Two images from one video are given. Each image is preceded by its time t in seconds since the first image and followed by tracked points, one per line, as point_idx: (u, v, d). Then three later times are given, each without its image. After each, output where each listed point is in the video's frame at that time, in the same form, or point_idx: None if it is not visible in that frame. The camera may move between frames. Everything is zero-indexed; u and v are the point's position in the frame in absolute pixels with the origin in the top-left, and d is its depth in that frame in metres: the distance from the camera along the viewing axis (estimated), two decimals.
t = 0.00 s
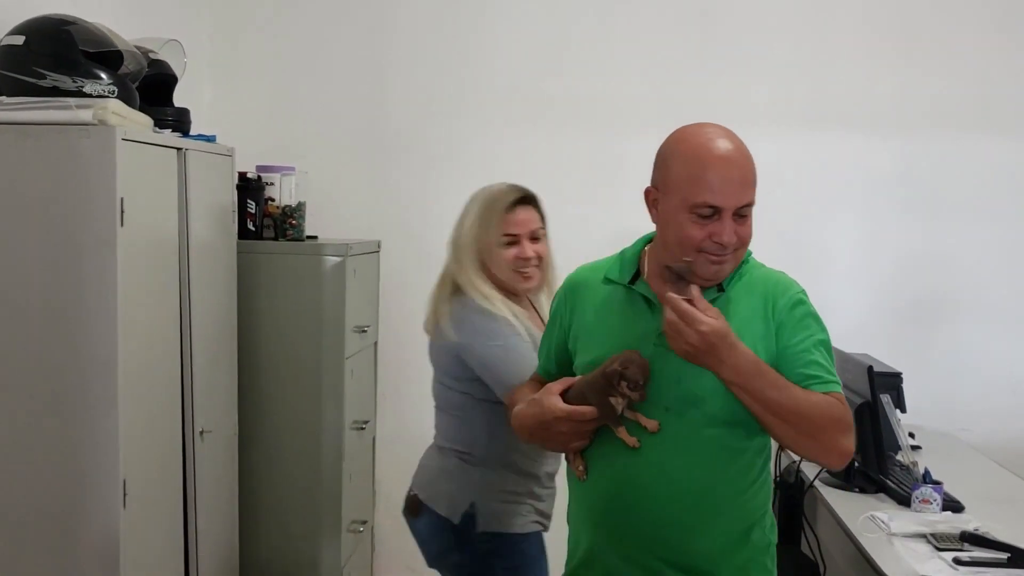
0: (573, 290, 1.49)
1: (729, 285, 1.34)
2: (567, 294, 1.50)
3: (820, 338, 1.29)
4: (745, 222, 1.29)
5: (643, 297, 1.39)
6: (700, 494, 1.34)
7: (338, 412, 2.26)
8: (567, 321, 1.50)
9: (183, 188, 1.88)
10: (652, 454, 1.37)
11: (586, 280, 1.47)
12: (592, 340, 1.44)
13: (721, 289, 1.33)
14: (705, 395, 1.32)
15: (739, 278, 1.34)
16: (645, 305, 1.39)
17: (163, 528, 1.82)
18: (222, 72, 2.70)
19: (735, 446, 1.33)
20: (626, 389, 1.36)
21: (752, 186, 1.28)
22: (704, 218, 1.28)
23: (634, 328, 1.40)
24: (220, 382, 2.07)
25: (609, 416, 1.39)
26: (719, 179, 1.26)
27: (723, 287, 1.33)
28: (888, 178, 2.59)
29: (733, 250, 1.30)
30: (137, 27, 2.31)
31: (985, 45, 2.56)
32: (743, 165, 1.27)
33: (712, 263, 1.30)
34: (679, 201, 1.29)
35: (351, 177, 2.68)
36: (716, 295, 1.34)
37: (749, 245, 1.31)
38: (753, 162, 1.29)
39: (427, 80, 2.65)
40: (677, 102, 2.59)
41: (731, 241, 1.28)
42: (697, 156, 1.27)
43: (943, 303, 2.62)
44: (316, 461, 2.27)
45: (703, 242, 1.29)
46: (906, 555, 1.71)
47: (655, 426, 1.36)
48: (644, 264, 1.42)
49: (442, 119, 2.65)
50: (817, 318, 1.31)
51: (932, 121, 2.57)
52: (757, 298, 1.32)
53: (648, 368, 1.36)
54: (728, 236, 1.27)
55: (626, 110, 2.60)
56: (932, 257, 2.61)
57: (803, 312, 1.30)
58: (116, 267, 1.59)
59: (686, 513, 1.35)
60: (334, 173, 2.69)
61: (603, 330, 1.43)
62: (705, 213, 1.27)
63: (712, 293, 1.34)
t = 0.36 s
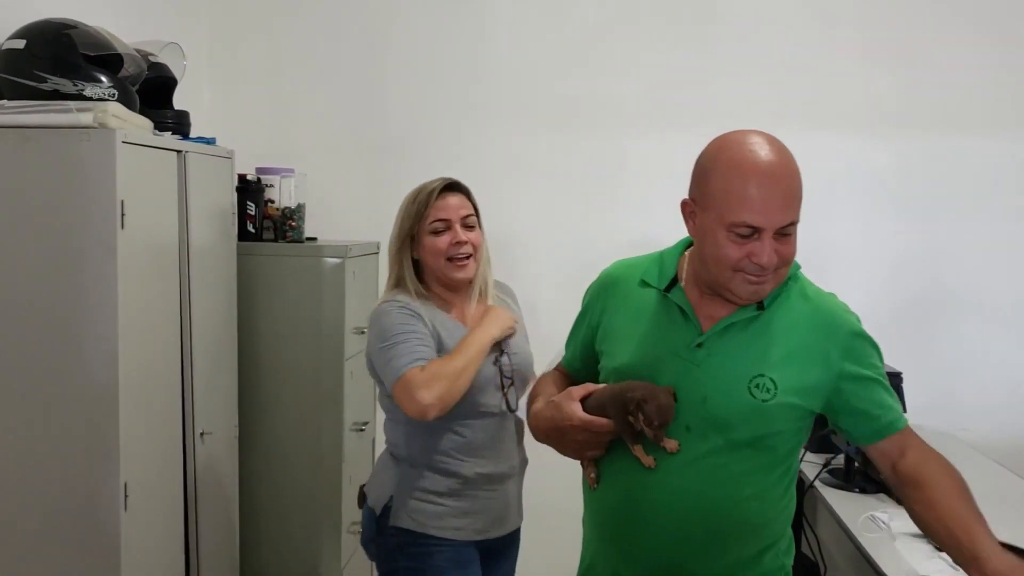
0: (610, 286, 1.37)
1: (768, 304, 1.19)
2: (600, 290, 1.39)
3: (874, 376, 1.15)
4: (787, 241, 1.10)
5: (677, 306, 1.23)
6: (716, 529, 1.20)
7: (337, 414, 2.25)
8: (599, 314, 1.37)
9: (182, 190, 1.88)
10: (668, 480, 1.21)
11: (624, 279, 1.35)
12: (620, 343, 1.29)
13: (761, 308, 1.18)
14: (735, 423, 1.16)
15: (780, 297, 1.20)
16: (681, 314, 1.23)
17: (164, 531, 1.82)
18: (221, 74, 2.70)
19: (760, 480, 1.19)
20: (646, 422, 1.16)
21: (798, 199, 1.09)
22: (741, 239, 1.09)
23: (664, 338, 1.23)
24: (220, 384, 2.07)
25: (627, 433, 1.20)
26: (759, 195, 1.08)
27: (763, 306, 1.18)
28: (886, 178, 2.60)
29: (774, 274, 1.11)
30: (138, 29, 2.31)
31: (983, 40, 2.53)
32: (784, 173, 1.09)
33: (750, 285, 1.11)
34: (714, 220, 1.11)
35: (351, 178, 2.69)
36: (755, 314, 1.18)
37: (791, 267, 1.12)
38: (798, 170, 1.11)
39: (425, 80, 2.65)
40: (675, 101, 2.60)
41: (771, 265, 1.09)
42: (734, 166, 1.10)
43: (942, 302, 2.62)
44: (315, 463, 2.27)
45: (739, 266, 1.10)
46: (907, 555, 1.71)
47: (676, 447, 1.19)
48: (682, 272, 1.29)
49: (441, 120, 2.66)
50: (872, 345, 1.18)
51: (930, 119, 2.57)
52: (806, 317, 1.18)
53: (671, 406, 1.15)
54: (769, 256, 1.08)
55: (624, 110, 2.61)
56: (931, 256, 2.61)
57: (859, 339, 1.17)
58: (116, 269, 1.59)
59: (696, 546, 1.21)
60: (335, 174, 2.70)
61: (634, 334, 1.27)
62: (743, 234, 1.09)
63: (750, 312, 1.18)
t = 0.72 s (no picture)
0: (648, 297, 1.41)
1: (799, 339, 1.16)
2: (640, 299, 1.43)
3: (903, 423, 1.07)
4: (809, 278, 1.08)
5: (706, 330, 1.25)
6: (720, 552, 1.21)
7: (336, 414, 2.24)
8: (632, 325, 1.42)
9: (182, 189, 1.89)
10: (676, 503, 1.23)
11: (663, 292, 1.39)
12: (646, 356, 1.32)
13: (786, 344, 1.16)
14: (744, 453, 1.17)
15: (813, 331, 1.16)
16: (706, 337, 1.25)
17: (163, 531, 1.82)
18: (221, 73, 2.70)
19: (767, 510, 1.19)
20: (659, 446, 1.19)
21: (820, 235, 1.08)
22: (762, 275, 1.09)
23: (690, 360, 1.25)
24: (219, 383, 2.07)
25: (632, 446, 1.24)
26: (776, 231, 1.07)
27: (789, 341, 1.15)
28: (886, 177, 2.60)
29: (798, 310, 1.10)
30: (137, 29, 2.32)
31: (982, 38, 2.53)
32: (804, 209, 1.07)
33: (774, 324, 1.11)
34: (734, 256, 1.11)
35: (349, 177, 2.70)
36: (779, 348, 1.16)
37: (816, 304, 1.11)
38: (821, 203, 1.10)
39: (425, 80, 2.65)
40: (674, 101, 2.60)
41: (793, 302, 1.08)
42: (755, 202, 1.09)
43: (941, 301, 2.62)
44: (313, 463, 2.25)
45: (760, 302, 1.10)
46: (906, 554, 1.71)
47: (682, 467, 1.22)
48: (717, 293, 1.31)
49: (440, 119, 2.66)
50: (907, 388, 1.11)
51: (929, 118, 2.57)
52: (832, 355, 1.14)
53: (680, 427, 1.18)
54: (787, 295, 1.07)
55: (623, 109, 2.62)
56: (930, 255, 2.61)
57: (887, 383, 1.10)
58: (114, 268, 1.59)
59: (701, 568, 1.23)
60: (333, 174, 2.70)
61: (660, 349, 1.31)
62: (763, 271, 1.09)
63: (775, 345, 1.16)
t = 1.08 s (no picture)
0: (643, 294, 1.43)
1: (783, 327, 1.18)
2: (635, 297, 1.45)
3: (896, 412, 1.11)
4: (762, 272, 1.10)
5: (695, 322, 1.27)
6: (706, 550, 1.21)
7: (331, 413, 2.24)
8: (627, 322, 1.44)
9: (178, 188, 1.89)
10: (660, 493, 1.24)
11: (657, 288, 1.41)
12: (636, 352, 1.34)
13: (770, 331, 1.18)
14: (731, 442, 1.18)
15: (801, 322, 1.18)
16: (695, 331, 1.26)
17: (158, 529, 1.82)
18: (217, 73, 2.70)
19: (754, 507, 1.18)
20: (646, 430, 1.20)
21: (779, 231, 1.10)
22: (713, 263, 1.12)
23: (679, 350, 1.27)
24: (216, 382, 2.08)
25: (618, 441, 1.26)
26: (731, 223, 1.09)
27: (773, 328, 1.18)
28: (881, 176, 2.60)
29: (749, 300, 1.13)
30: (133, 28, 2.32)
31: (977, 37, 2.54)
32: (771, 204, 1.09)
33: (729, 310, 1.14)
34: (696, 243, 1.14)
35: (345, 176, 2.70)
36: (763, 335, 1.18)
37: (773, 296, 1.13)
38: (790, 196, 1.11)
39: (421, 79, 2.65)
40: (670, 99, 2.61)
41: (738, 293, 1.11)
42: (724, 195, 1.11)
43: (936, 299, 2.62)
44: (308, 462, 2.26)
45: (714, 290, 1.13)
46: (900, 550, 1.71)
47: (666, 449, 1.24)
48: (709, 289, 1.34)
49: (436, 118, 2.66)
50: (900, 379, 1.13)
51: (924, 117, 2.57)
52: (821, 345, 1.16)
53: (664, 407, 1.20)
54: (734, 286, 1.11)
55: (619, 107, 2.62)
56: (925, 254, 2.62)
57: (879, 372, 1.12)
58: (109, 267, 1.59)
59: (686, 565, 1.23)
60: (329, 173, 2.70)
61: (649, 343, 1.32)
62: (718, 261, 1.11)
63: (760, 332, 1.19)
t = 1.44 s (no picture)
0: (601, 289, 1.44)
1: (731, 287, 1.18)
2: (593, 294, 1.46)
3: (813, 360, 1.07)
4: (678, 237, 1.13)
5: (651, 296, 1.28)
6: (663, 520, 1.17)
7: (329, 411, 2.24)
8: (588, 320, 1.45)
9: (176, 188, 1.88)
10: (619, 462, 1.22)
11: (612, 281, 1.43)
12: (602, 333, 1.35)
13: (718, 289, 1.18)
14: (687, 397, 1.16)
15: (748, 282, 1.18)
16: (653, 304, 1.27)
17: (156, 528, 1.82)
18: (215, 72, 2.70)
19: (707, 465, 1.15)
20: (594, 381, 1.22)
21: (696, 199, 1.11)
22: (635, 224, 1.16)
23: (640, 324, 1.27)
24: (214, 381, 2.07)
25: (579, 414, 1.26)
26: (649, 187, 1.12)
27: (720, 286, 1.18)
28: (879, 177, 2.61)
29: (669, 265, 1.15)
30: (132, 27, 2.31)
31: (975, 39, 2.54)
32: (689, 175, 1.11)
33: (650, 273, 1.17)
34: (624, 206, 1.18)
35: (343, 175, 2.70)
36: (712, 293, 1.19)
37: (691, 262, 1.15)
38: (715, 170, 1.13)
39: (420, 79, 2.65)
40: (669, 100, 2.61)
41: (657, 256, 1.14)
42: (654, 166, 1.13)
43: (933, 300, 2.63)
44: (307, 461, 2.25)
45: (639, 252, 1.16)
46: (899, 551, 1.71)
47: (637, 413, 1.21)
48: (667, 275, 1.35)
49: (435, 117, 2.66)
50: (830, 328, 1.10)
51: (922, 118, 2.58)
52: (765, 299, 1.15)
53: (613, 358, 1.22)
54: (652, 248, 1.14)
55: (618, 108, 2.62)
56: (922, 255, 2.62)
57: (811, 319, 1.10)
58: (107, 267, 1.59)
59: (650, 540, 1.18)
60: (328, 172, 2.70)
61: (610, 325, 1.33)
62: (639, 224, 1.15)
63: (707, 289, 1.19)
